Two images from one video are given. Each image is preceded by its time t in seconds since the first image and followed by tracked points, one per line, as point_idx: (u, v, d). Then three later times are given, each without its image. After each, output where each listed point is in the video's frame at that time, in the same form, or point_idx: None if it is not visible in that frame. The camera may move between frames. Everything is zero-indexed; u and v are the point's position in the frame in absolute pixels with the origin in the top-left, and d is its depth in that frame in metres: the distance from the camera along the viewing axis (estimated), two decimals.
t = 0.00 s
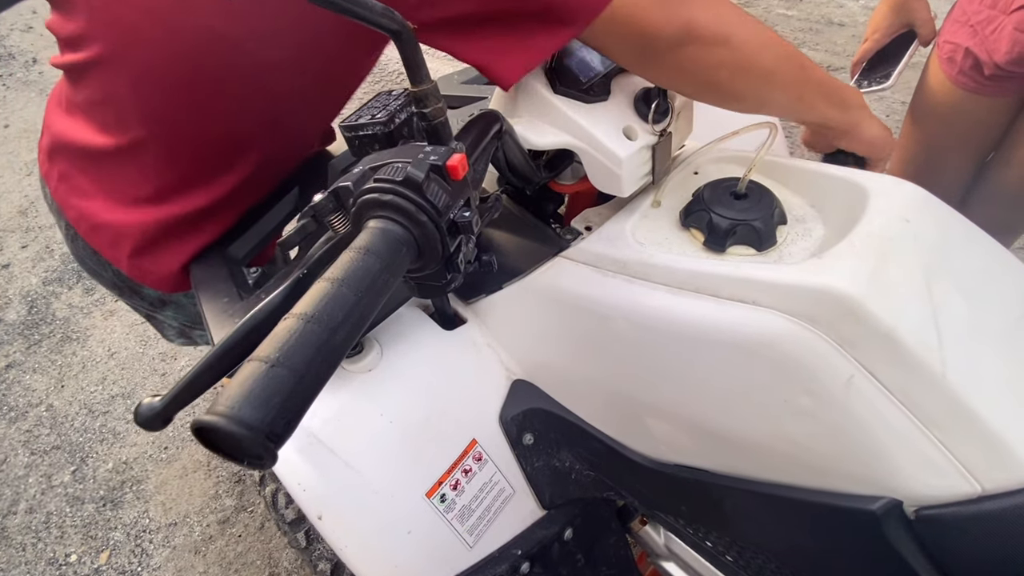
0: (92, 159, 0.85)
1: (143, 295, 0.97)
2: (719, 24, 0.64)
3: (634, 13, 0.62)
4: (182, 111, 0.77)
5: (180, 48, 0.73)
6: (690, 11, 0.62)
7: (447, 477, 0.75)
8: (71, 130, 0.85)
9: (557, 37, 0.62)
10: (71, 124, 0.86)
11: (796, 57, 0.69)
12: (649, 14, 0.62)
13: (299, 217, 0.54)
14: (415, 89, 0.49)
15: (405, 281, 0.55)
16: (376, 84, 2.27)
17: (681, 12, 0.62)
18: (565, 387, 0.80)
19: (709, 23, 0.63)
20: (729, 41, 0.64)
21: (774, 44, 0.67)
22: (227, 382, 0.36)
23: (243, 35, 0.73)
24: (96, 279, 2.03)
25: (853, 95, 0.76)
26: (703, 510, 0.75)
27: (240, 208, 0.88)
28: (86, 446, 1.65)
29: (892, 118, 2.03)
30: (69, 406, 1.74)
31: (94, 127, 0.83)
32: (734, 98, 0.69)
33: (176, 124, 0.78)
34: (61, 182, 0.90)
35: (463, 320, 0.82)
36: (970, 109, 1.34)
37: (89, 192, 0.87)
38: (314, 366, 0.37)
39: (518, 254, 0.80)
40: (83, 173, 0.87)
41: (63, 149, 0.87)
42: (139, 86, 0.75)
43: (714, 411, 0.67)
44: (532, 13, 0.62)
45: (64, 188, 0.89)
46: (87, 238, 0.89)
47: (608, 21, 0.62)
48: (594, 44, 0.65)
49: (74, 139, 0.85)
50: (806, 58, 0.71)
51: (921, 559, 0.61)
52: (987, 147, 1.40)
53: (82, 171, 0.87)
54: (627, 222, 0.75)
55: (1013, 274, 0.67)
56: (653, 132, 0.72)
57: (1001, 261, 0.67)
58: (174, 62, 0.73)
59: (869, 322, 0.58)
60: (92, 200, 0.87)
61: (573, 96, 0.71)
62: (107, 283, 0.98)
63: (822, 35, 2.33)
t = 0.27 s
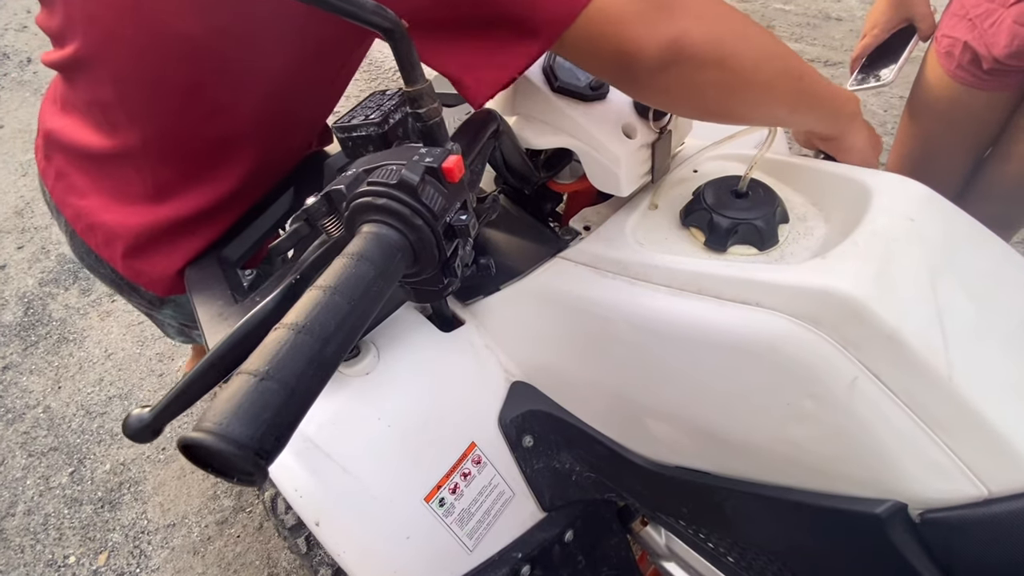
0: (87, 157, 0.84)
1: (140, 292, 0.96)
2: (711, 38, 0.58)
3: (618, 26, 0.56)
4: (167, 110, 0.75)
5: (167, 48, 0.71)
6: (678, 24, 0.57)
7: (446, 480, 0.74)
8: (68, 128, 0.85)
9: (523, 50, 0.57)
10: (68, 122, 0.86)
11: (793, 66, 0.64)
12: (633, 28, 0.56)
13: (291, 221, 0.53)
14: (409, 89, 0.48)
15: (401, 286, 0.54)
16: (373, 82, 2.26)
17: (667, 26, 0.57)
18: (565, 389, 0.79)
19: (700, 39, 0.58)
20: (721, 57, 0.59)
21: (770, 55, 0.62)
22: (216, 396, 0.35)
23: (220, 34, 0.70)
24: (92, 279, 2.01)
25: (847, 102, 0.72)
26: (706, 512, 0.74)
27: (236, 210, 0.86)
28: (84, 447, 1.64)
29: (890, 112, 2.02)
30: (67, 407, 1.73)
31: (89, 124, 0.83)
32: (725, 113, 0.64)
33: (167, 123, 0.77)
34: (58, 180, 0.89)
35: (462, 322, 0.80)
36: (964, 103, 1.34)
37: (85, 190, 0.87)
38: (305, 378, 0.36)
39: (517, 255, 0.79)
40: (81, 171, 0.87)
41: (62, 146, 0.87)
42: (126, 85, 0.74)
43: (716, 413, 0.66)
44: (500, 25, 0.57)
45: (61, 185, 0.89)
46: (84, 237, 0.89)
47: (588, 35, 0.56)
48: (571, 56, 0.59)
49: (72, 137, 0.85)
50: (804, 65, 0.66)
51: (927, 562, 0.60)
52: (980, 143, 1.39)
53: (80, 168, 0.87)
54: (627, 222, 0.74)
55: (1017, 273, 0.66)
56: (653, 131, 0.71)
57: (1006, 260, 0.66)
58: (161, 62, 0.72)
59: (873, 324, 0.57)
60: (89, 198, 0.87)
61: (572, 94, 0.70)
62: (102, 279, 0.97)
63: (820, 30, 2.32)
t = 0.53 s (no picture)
0: (76, 170, 0.85)
1: (142, 301, 0.95)
2: (675, 25, 0.58)
3: (576, 16, 0.56)
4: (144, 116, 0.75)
5: (133, 57, 0.70)
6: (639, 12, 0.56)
7: (446, 481, 0.74)
8: (56, 142, 0.86)
9: (487, 44, 0.57)
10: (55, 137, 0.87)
11: (764, 51, 0.63)
12: (592, 15, 0.56)
13: (286, 224, 0.52)
14: (403, 89, 0.48)
15: (398, 287, 0.53)
16: (369, 81, 2.25)
17: (628, 14, 0.56)
18: (564, 388, 0.79)
19: (662, 26, 0.57)
20: (687, 44, 0.59)
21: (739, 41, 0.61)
22: (209, 403, 0.35)
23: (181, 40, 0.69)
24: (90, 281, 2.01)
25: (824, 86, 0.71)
26: (706, 510, 0.74)
27: (229, 211, 0.86)
28: (84, 449, 1.64)
29: (888, 107, 2.01)
30: (66, 410, 1.73)
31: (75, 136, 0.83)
32: (697, 98, 0.63)
33: (144, 131, 0.76)
34: (51, 196, 0.90)
35: (461, 322, 0.80)
36: (964, 98, 1.33)
37: (77, 205, 0.88)
38: (299, 384, 0.36)
39: (514, 253, 0.79)
40: (71, 184, 0.88)
41: (50, 162, 0.88)
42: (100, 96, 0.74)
43: (715, 411, 0.66)
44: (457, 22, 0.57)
45: (54, 202, 0.90)
46: (81, 250, 0.90)
47: (547, 25, 0.56)
48: (533, 46, 0.59)
49: (60, 150, 0.85)
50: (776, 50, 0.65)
51: (928, 559, 0.60)
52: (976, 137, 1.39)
53: (70, 183, 0.88)
54: (624, 220, 0.73)
55: (1016, 268, 0.66)
56: (650, 128, 0.71)
57: (1005, 255, 0.66)
58: (130, 72, 0.71)
59: (873, 321, 0.57)
60: (83, 210, 0.88)
61: (568, 92, 0.69)
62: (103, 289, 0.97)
63: (817, 24, 2.31)
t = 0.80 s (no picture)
0: (68, 176, 0.85)
1: (139, 307, 0.94)
2: (657, 19, 0.58)
3: (559, 9, 0.57)
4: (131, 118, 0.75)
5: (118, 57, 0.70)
6: (621, 6, 0.57)
7: (449, 480, 0.74)
8: (47, 148, 0.86)
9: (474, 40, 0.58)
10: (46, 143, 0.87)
11: (748, 45, 0.63)
12: (573, 11, 0.56)
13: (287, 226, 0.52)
14: (402, 88, 0.48)
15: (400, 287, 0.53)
16: (365, 80, 2.25)
17: (610, 8, 0.56)
18: (566, 385, 0.79)
19: (645, 21, 0.57)
20: (670, 39, 0.59)
21: (723, 34, 0.61)
22: (215, 406, 0.35)
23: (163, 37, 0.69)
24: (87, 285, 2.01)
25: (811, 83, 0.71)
26: (710, 505, 0.74)
27: (223, 212, 0.86)
28: (84, 454, 1.64)
29: (884, 100, 2.01)
30: (65, 415, 1.73)
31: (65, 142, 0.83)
32: (690, 91, 0.63)
33: (133, 133, 0.76)
34: (45, 204, 0.90)
35: (462, 320, 0.80)
36: (960, 90, 1.34)
37: (71, 211, 0.88)
38: (304, 386, 0.36)
39: (514, 251, 0.79)
40: (65, 191, 0.88)
41: (43, 169, 0.88)
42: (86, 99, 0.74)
43: (718, 406, 0.66)
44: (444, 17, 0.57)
45: (48, 209, 0.90)
46: (77, 256, 0.90)
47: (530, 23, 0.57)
48: (518, 40, 0.60)
49: (51, 157, 0.85)
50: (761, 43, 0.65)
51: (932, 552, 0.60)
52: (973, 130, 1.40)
53: (64, 190, 0.88)
54: (624, 217, 0.73)
55: (1016, 260, 0.66)
56: (650, 124, 0.70)
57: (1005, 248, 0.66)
58: (116, 72, 0.71)
59: (874, 314, 0.57)
60: (77, 216, 0.88)
61: (566, 89, 0.69)
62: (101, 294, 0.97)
63: (812, 18, 2.31)
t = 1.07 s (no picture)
0: (59, 176, 0.84)
1: (129, 308, 0.94)
2: (659, 13, 0.57)
3: None
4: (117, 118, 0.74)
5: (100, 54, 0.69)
6: None
7: (450, 482, 0.74)
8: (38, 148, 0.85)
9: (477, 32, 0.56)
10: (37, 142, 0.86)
11: (748, 41, 0.63)
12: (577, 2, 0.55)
13: (280, 228, 0.51)
14: (396, 85, 0.47)
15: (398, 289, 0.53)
16: (357, 81, 2.24)
17: None
18: (566, 384, 0.78)
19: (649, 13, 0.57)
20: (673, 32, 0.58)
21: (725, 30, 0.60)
22: (208, 417, 0.35)
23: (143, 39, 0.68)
24: (80, 293, 1.99)
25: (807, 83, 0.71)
26: (713, 501, 0.74)
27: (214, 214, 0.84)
28: (80, 463, 1.63)
29: (877, 92, 2.01)
30: (60, 424, 1.71)
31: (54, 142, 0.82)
32: (696, 86, 0.62)
33: (118, 134, 0.75)
34: (37, 203, 0.89)
35: (459, 320, 0.80)
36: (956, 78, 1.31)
37: (62, 212, 0.87)
38: (299, 396, 0.35)
39: (511, 249, 0.78)
40: (56, 191, 0.87)
41: (34, 170, 0.87)
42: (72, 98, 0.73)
43: (719, 403, 0.66)
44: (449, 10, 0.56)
45: (40, 209, 0.89)
46: (67, 258, 0.89)
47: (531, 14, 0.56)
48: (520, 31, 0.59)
49: (42, 157, 0.85)
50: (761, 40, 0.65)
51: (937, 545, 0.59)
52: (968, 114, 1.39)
53: (55, 190, 0.87)
54: (622, 212, 0.73)
55: (1016, 248, 0.66)
56: (646, 119, 0.70)
57: (1003, 235, 0.66)
58: (98, 71, 0.71)
59: (876, 307, 0.56)
60: (68, 217, 0.87)
61: (561, 85, 0.68)
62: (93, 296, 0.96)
63: (804, 11, 2.31)
